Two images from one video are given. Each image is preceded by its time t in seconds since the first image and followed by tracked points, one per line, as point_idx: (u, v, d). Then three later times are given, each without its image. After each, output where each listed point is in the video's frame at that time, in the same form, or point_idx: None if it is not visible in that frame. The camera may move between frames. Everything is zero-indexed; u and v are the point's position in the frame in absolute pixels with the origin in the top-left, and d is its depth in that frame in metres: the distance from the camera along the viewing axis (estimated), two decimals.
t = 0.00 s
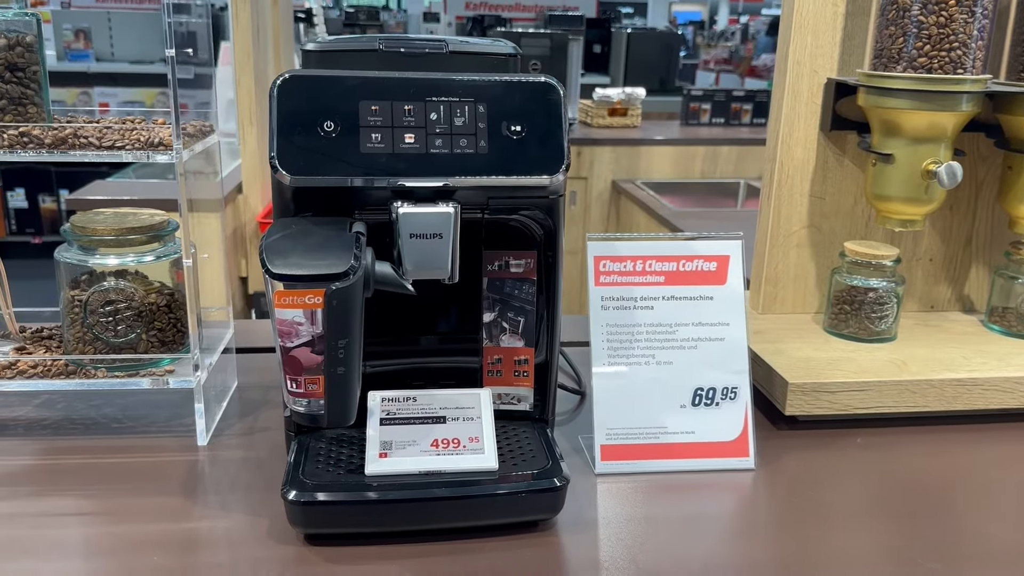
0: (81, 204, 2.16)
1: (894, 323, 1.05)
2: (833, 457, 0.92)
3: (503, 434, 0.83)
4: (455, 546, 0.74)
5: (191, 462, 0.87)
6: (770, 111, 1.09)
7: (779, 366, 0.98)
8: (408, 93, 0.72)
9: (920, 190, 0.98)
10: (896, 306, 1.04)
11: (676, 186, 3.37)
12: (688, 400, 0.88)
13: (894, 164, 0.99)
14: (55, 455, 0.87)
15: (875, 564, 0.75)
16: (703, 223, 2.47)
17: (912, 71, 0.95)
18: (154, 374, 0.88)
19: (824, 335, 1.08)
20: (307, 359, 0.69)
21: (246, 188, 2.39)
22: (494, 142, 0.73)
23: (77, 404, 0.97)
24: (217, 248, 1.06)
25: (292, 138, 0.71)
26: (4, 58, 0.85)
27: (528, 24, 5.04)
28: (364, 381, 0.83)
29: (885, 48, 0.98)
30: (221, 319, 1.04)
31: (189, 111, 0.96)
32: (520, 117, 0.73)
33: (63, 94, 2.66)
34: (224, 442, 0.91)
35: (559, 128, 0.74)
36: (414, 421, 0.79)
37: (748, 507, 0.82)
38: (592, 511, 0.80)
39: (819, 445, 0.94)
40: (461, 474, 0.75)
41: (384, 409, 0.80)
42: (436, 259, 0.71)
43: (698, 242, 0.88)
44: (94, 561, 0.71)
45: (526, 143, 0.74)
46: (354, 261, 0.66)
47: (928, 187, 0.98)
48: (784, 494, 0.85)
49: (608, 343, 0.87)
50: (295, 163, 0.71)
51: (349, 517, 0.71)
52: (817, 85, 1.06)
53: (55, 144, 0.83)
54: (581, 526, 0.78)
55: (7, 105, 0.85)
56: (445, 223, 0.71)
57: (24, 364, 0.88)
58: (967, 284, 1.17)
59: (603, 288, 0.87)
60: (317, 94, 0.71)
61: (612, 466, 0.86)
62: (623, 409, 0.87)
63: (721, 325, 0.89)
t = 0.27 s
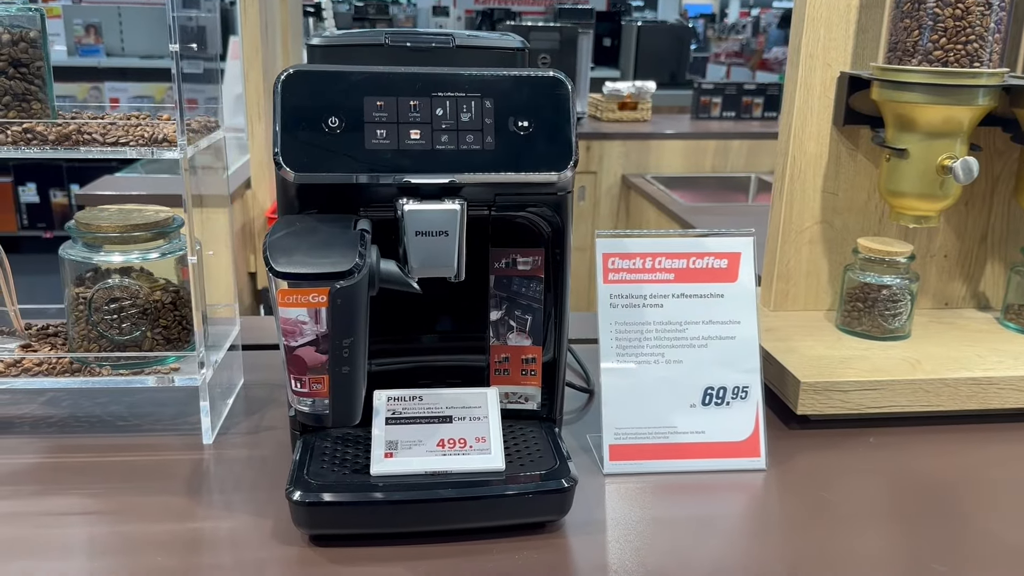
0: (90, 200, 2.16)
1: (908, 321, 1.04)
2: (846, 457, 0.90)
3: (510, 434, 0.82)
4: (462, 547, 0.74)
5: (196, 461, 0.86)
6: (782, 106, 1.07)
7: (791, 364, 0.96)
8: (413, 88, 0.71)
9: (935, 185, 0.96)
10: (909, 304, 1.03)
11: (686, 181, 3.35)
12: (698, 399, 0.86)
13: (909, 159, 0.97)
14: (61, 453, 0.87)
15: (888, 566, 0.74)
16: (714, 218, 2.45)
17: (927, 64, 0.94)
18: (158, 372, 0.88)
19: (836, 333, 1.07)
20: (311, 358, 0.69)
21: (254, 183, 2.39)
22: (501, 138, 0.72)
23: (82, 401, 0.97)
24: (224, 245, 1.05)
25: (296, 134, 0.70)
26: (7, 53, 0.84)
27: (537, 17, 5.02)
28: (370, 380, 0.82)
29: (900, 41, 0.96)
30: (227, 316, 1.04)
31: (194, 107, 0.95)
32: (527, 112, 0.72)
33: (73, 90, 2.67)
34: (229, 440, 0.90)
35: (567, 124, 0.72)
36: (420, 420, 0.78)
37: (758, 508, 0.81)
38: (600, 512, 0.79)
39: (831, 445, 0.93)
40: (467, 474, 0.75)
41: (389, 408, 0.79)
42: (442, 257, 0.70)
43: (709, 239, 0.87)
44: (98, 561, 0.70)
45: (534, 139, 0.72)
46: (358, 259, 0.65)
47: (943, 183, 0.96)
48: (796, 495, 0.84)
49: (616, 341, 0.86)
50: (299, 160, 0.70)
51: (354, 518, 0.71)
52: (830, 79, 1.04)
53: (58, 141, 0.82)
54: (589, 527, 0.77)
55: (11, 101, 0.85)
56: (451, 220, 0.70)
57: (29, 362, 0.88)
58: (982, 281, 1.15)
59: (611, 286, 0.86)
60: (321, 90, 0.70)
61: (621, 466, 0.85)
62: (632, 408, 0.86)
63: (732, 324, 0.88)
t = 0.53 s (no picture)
0: (99, 195, 2.16)
1: (918, 317, 1.02)
2: (854, 455, 0.89)
3: (513, 430, 0.81)
4: (464, 545, 0.73)
5: (198, 457, 0.86)
6: (791, 99, 1.06)
7: (799, 360, 0.95)
8: (414, 81, 0.70)
9: (946, 179, 0.95)
10: (920, 299, 1.01)
11: (696, 175, 3.33)
12: (704, 396, 0.85)
13: (920, 153, 0.95)
14: (63, 449, 0.86)
15: (897, 565, 0.73)
16: (724, 212, 2.44)
17: (938, 56, 0.92)
18: (161, 368, 0.87)
19: (845, 329, 1.05)
20: (311, 354, 0.68)
21: (263, 178, 2.39)
22: (504, 131, 0.71)
23: (86, 397, 0.97)
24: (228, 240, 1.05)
25: (296, 128, 0.69)
26: (8, 47, 0.84)
27: (547, 11, 5.00)
28: (372, 376, 0.81)
29: (911, 32, 0.95)
30: (231, 311, 1.03)
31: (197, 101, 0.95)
32: (530, 105, 0.71)
33: (83, 85, 2.67)
34: (231, 436, 0.90)
35: (571, 117, 0.71)
36: (422, 417, 0.78)
37: (765, 506, 0.80)
38: (604, 510, 0.79)
39: (840, 442, 0.91)
40: (470, 472, 0.74)
41: (391, 405, 0.78)
42: (444, 251, 0.69)
43: (715, 234, 0.86)
44: (98, 557, 0.70)
45: (536, 132, 0.71)
46: (358, 254, 0.64)
47: (954, 177, 0.95)
48: (803, 492, 0.83)
49: (621, 337, 0.85)
50: (299, 154, 0.69)
51: (355, 515, 0.70)
52: (840, 71, 1.02)
53: (60, 135, 0.82)
54: (593, 525, 0.76)
55: (12, 95, 0.84)
56: (452, 214, 0.69)
57: (31, 357, 0.87)
58: (994, 276, 1.13)
59: (616, 281, 0.85)
60: (321, 83, 0.69)
61: (626, 463, 0.84)
62: (637, 404, 0.85)
63: (739, 319, 0.86)
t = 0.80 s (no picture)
0: (107, 191, 2.17)
1: (925, 314, 1.01)
2: (860, 453, 0.89)
3: (516, 428, 0.80)
4: (466, 543, 0.73)
5: (201, 454, 0.86)
6: (797, 94, 1.05)
7: (805, 357, 0.94)
8: (415, 77, 0.70)
9: (954, 175, 0.94)
10: (927, 297, 1.01)
11: (705, 170, 3.32)
12: (709, 394, 0.85)
13: (927, 148, 0.95)
14: (67, 446, 0.87)
15: (903, 564, 0.72)
16: (732, 208, 2.43)
17: (946, 50, 0.91)
18: (164, 365, 0.87)
19: (852, 326, 1.04)
20: (312, 353, 0.68)
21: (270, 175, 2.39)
22: (505, 127, 0.71)
23: (90, 394, 0.97)
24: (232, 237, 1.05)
25: (296, 125, 0.69)
26: (10, 44, 0.84)
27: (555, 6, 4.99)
28: (375, 374, 0.81)
29: (919, 27, 0.93)
30: (235, 308, 1.03)
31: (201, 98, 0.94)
32: (532, 101, 0.70)
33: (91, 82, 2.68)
34: (234, 434, 0.90)
35: (573, 113, 0.71)
36: (424, 415, 0.77)
37: (770, 504, 0.80)
38: (608, 508, 0.78)
39: (846, 440, 0.91)
40: (472, 470, 0.73)
41: (394, 403, 0.78)
42: (445, 249, 0.69)
43: (720, 231, 0.85)
44: (100, 555, 0.70)
45: (539, 128, 0.71)
46: (358, 252, 0.64)
47: (962, 172, 0.94)
48: (808, 491, 0.82)
49: (625, 335, 0.84)
50: (300, 151, 0.69)
51: (357, 514, 0.70)
52: (847, 66, 1.01)
53: (61, 132, 0.82)
54: (596, 524, 0.76)
55: (14, 93, 0.84)
56: (453, 211, 0.68)
57: (35, 355, 0.88)
58: (1003, 273, 1.12)
59: (620, 278, 0.85)
60: (321, 80, 0.69)
61: (629, 461, 0.84)
62: (641, 402, 0.84)
63: (744, 317, 0.86)
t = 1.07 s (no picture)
0: (112, 189, 2.17)
1: (931, 310, 1.01)
2: (864, 451, 0.88)
3: (517, 426, 0.80)
4: (466, 541, 0.72)
5: (201, 452, 0.86)
6: (801, 89, 1.04)
7: (808, 354, 0.94)
8: (414, 72, 0.69)
9: (959, 169, 0.93)
10: (933, 293, 1.00)
11: (710, 167, 3.31)
12: (711, 391, 0.84)
13: (932, 143, 0.94)
14: (67, 444, 0.86)
15: (907, 562, 0.71)
16: (738, 205, 2.42)
17: (950, 44, 0.90)
18: (164, 362, 0.87)
19: (857, 322, 1.04)
20: (311, 349, 0.67)
21: (274, 172, 2.39)
22: (505, 123, 0.70)
23: (91, 392, 0.97)
24: (233, 233, 1.05)
25: (294, 121, 0.68)
26: (8, 41, 0.84)
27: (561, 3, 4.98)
28: (375, 370, 0.81)
29: (922, 21, 0.93)
30: (237, 305, 1.03)
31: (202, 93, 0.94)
32: (532, 95, 0.70)
33: (96, 80, 2.68)
34: (235, 431, 0.90)
35: (573, 108, 0.70)
36: (424, 412, 0.77)
37: (773, 502, 0.79)
38: (609, 506, 0.78)
39: (850, 438, 0.90)
40: (472, 467, 0.73)
41: (393, 400, 0.78)
42: (445, 245, 0.68)
43: (722, 226, 0.84)
44: (99, 553, 0.70)
45: (539, 124, 0.70)
46: (357, 248, 0.63)
47: (967, 167, 0.93)
48: (812, 488, 0.81)
49: (627, 332, 0.84)
50: (298, 146, 0.69)
51: (356, 511, 0.70)
52: (851, 60, 1.01)
53: (60, 128, 0.82)
54: (598, 522, 0.75)
55: (13, 89, 0.84)
56: (453, 207, 0.68)
57: (35, 352, 0.88)
58: (1009, 268, 1.11)
59: (621, 275, 0.84)
60: (319, 75, 0.68)
61: (631, 459, 0.84)
62: (643, 399, 0.84)
63: (746, 313, 0.85)
